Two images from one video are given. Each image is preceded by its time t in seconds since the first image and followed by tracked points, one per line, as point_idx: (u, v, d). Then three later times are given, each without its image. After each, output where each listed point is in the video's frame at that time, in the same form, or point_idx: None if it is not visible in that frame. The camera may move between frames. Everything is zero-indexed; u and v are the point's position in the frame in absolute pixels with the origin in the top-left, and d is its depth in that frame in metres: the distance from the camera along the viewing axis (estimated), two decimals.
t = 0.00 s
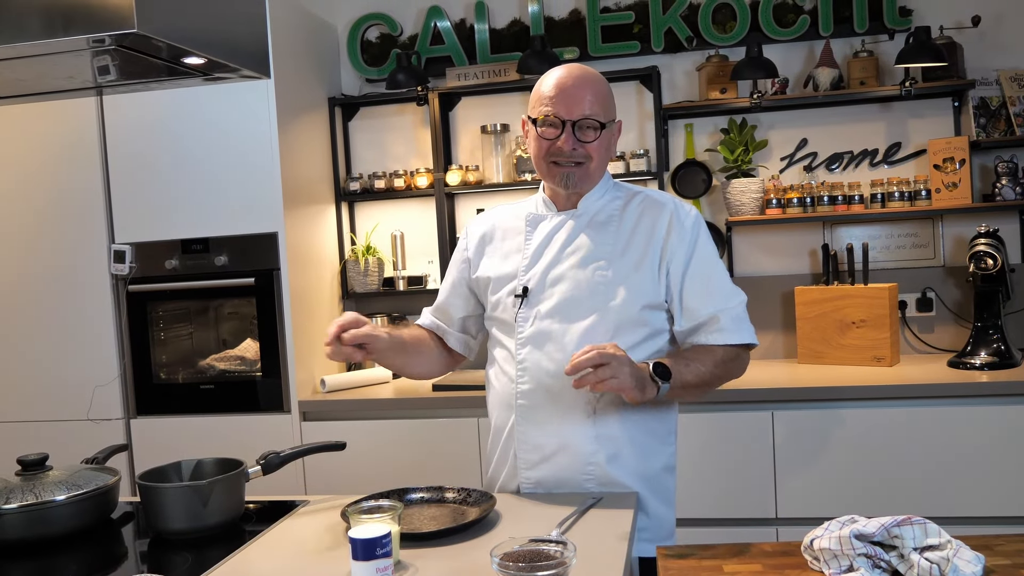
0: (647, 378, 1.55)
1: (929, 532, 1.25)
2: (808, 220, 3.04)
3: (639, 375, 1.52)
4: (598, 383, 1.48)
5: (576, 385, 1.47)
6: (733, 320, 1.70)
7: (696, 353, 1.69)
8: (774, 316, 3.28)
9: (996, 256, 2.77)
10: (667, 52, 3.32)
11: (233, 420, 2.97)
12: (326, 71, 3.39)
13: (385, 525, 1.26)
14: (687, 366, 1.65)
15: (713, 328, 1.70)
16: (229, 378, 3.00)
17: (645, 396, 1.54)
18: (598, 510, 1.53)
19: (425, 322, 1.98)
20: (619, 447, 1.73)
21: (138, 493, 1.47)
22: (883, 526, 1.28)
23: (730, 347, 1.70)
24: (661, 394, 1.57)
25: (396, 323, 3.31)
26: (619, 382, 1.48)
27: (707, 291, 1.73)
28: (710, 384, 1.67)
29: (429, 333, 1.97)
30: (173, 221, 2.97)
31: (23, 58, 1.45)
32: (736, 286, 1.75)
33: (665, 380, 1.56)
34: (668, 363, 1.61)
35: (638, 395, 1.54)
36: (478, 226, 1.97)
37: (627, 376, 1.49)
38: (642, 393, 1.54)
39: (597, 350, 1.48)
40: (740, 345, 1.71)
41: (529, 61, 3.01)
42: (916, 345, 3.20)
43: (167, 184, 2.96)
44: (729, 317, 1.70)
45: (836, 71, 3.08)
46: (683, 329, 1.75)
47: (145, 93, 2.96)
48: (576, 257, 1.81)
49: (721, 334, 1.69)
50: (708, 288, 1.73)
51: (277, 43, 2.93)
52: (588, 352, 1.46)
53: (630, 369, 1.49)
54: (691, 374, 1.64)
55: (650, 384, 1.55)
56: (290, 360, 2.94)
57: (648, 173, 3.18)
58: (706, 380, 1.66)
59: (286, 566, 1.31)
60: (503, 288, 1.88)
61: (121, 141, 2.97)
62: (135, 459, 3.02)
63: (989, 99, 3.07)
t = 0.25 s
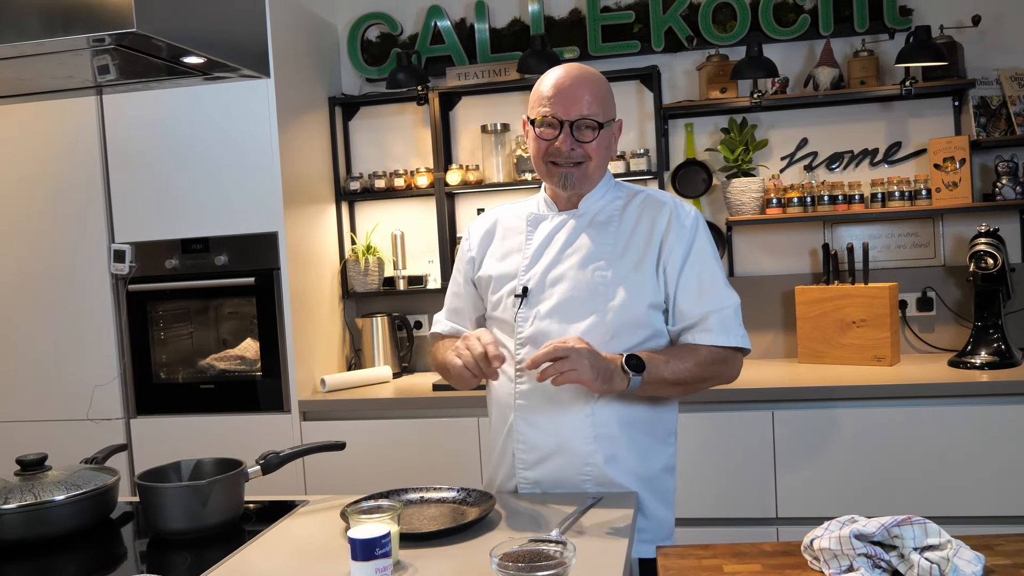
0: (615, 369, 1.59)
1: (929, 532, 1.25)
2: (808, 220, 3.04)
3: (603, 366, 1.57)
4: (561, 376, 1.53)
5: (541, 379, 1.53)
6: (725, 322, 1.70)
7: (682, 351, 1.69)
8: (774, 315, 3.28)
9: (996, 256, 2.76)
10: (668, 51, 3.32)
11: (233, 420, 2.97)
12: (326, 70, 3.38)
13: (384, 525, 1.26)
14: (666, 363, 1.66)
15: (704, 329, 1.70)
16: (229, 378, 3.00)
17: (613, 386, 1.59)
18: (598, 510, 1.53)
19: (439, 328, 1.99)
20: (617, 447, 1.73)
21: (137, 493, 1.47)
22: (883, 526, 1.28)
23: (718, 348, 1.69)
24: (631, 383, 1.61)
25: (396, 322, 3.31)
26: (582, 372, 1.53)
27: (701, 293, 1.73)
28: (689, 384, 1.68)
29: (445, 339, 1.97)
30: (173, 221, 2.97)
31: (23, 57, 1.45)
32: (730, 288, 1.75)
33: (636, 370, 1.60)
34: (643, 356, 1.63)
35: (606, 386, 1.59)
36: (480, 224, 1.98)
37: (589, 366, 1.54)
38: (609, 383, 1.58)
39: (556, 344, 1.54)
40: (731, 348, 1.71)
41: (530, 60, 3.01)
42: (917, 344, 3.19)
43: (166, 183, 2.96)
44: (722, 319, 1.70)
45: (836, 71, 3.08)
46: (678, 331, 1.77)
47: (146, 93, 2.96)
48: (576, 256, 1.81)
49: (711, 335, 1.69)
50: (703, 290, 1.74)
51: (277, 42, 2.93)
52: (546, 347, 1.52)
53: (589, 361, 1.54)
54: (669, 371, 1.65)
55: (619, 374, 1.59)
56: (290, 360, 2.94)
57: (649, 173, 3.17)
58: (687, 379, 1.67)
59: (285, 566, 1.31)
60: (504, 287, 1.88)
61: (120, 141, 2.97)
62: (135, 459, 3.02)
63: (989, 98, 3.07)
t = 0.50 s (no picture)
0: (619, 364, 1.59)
1: (926, 531, 1.25)
2: (807, 220, 3.05)
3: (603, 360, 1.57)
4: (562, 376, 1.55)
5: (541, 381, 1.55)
6: (725, 319, 1.70)
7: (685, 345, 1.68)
8: (773, 316, 3.28)
9: (995, 255, 2.77)
10: (666, 52, 3.32)
11: (232, 420, 2.97)
12: (325, 71, 3.39)
13: (383, 526, 1.26)
14: (670, 356, 1.65)
15: (703, 325, 1.70)
16: (229, 378, 3.00)
17: (619, 380, 1.59)
18: (597, 510, 1.53)
19: (436, 325, 1.98)
20: (618, 447, 1.73)
21: (137, 494, 1.47)
22: (881, 526, 1.28)
23: (719, 344, 1.69)
24: (639, 374, 1.59)
25: (395, 323, 3.31)
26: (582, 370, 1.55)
27: (700, 290, 1.73)
28: (694, 378, 1.67)
29: (441, 334, 1.97)
30: (172, 221, 2.97)
31: (21, 58, 1.45)
32: (731, 285, 1.75)
33: (640, 361, 1.59)
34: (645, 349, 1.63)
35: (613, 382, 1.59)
36: (480, 224, 1.98)
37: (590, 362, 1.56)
38: (613, 378, 1.58)
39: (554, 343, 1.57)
40: (733, 346, 1.70)
41: (528, 61, 3.01)
42: (915, 344, 3.20)
43: (165, 184, 2.96)
44: (722, 315, 1.70)
45: (835, 71, 3.08)
46: (678, 329, 1.77)
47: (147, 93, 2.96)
48: (576, 256, 1.81)
49: (710, 330, 1.69)
50: (703, 288, 1.73)
51: (275, 43, 2.93)
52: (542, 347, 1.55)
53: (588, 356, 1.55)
54: (674, 365, 1.65)
55: (624, 368, 1.59)
56: (289, 360, 2.94)
57: (648, 173, 3.18)
58: (691, 372, 1.66)
59: (284, 566, 1.31)
60: (504, 287, 1.88)
61: (120, 141, 2.97)
62: (134, 460, 3.02)
63: (987, 98, 3.07)
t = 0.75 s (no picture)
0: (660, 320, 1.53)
1: (926, 530, 1.25)
2: (806, 220, 3.05)
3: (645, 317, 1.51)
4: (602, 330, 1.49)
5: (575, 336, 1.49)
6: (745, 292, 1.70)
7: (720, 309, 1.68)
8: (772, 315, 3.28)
9: (993, 255, 2.77)
10: (664, 52, 3.32)
11: (231, 421, 2.97)
12: (323, 72, 3.38)
13: (383, 526, 1.26)
14: (707, 316, 1.64)
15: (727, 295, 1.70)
16: (228, 379, 3.00)
17: (662, 338, 1.52)
18: (597, 510, 1.53)
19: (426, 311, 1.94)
20: (620, 444, 1.73)
21: (136, 495, 1.47)
22: (880, 525, 1.28)
23: (748, 312, 1.68)
24: (681, 332, 1.53)
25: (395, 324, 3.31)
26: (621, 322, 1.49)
27: (712, 272, 1.74)
28: (733, 340, 1.65)
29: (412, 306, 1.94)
30: (171, 223, 2.97)
31: (18, 59, 1.45)
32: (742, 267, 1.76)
33: (681, 318, 1.53)
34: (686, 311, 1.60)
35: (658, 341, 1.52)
36: (476, 220, 1.97)
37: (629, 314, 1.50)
38: (656, 336, 1.51)
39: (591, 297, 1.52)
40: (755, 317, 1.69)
41: (526, 61, 3.01)
42: (914, 344, 3.20)
43: (164, 185, 2.96)
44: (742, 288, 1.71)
45: (833, 71, 3.08)
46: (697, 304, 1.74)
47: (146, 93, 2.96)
48: (577, 252, 1.82)
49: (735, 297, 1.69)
50: (715, 270, 1.74)
51: (273, 44, 2.92)
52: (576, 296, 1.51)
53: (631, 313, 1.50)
54: (712, 324, 1.64)
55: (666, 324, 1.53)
56: (288, 361, 2.94)
57: (646, 173, 3.18)
58: (730, 333, 1.65)
59: (283, 567, 1.31)
60: (503, 284, 1.87)
61: (118, 142, 2.97)
62: (133, 461, 3.02)
63: (985, 98, 3.08)
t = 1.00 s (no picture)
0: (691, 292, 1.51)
1: (925, 530, 1.25)
2: (805, 220, 3.05)
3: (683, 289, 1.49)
4: (638, 295, 1.47)
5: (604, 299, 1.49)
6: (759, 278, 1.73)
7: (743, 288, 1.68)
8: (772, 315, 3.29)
9: (993, 255, 2.77)
10: (664, 52, 3.32)
11: (231, 421, 2.97)
12: (323, 72, 3.39)
13: (382, 526, 1.26)
14: (733, 293, 1.65)
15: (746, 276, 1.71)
16: (227, 379, 3.00)
17: (693, 310, 1.50)
18: (597, 510, 1.53)
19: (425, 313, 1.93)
20: (620, 444, 1.73)
21: (136, 494, 1.47)
22: (879, 525, 1.28)
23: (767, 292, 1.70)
24: (710, 306, 1.53)
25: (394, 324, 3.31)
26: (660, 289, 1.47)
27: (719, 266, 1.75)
28: (756, 318, 1.65)
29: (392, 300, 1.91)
30: (171, 223, 2.97)
31: (19, 60, 1.45)
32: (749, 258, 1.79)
33: (710, 292, 1.53)
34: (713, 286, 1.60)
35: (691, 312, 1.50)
36: (474, 220, 1.97)
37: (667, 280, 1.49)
38: (689, 308, 1.49)
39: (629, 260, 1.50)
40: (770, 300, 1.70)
41: (526, 61, 3.01)
42: (914, 344, 3.20)
43: (164, 185, 2.96)
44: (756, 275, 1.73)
45: (833, 71, 3.08)
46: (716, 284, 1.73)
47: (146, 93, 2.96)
48: (578, 252, 1.82)
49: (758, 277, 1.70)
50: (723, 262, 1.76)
51: (273, 44, 2.92)
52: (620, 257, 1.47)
53: (673, 286, 1.47)
54: (738, 301, 1.64)
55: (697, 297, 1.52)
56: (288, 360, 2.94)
57: (646, 173, 3.18)
58: (754, 312, 1.65)
59: (283, 567, 1.31)
60: (502, 284, 1.88)
61: (118, 142, 2.97)
62: (134, 460, 3.02)
63: (985, 98, 3.07)
